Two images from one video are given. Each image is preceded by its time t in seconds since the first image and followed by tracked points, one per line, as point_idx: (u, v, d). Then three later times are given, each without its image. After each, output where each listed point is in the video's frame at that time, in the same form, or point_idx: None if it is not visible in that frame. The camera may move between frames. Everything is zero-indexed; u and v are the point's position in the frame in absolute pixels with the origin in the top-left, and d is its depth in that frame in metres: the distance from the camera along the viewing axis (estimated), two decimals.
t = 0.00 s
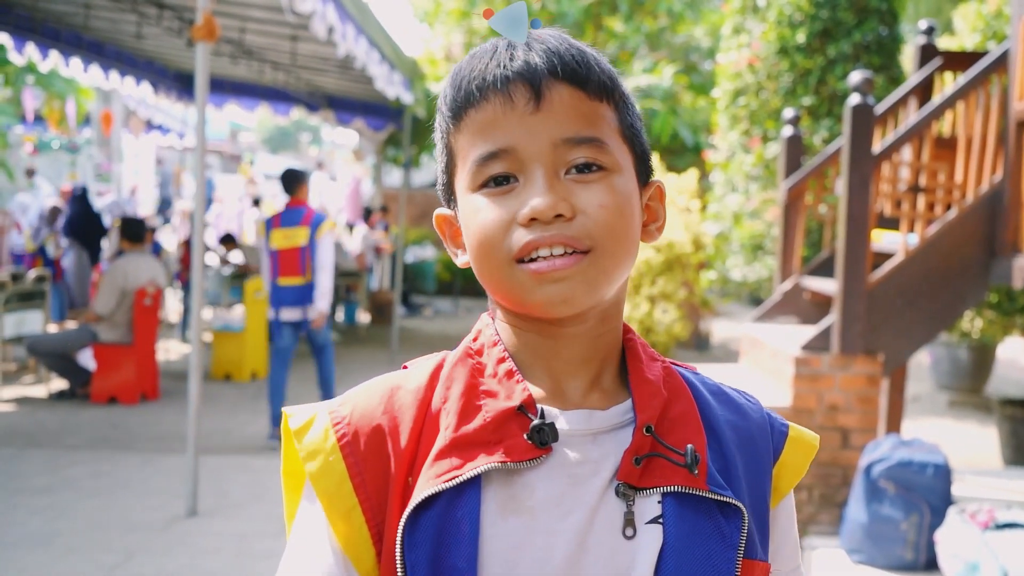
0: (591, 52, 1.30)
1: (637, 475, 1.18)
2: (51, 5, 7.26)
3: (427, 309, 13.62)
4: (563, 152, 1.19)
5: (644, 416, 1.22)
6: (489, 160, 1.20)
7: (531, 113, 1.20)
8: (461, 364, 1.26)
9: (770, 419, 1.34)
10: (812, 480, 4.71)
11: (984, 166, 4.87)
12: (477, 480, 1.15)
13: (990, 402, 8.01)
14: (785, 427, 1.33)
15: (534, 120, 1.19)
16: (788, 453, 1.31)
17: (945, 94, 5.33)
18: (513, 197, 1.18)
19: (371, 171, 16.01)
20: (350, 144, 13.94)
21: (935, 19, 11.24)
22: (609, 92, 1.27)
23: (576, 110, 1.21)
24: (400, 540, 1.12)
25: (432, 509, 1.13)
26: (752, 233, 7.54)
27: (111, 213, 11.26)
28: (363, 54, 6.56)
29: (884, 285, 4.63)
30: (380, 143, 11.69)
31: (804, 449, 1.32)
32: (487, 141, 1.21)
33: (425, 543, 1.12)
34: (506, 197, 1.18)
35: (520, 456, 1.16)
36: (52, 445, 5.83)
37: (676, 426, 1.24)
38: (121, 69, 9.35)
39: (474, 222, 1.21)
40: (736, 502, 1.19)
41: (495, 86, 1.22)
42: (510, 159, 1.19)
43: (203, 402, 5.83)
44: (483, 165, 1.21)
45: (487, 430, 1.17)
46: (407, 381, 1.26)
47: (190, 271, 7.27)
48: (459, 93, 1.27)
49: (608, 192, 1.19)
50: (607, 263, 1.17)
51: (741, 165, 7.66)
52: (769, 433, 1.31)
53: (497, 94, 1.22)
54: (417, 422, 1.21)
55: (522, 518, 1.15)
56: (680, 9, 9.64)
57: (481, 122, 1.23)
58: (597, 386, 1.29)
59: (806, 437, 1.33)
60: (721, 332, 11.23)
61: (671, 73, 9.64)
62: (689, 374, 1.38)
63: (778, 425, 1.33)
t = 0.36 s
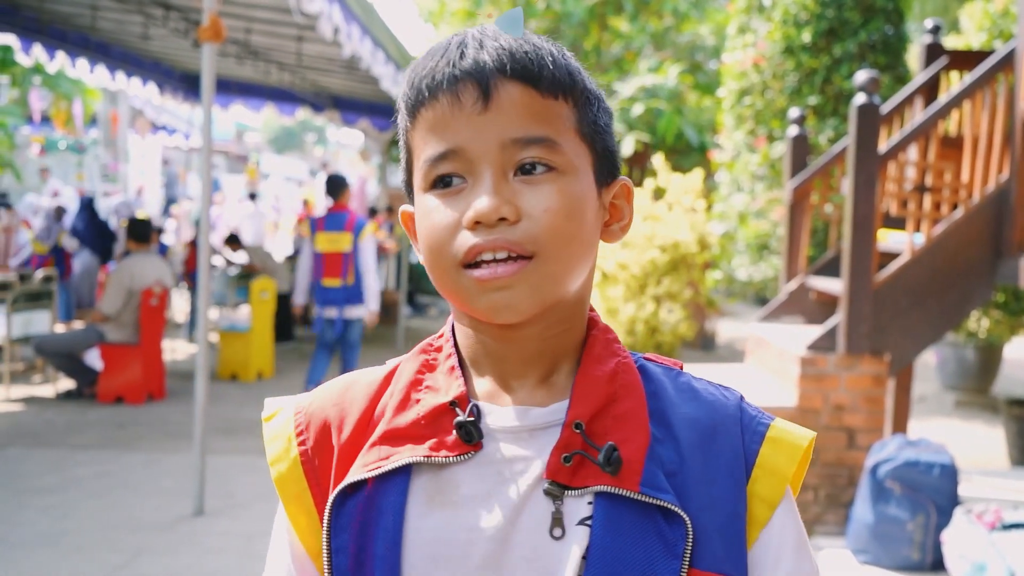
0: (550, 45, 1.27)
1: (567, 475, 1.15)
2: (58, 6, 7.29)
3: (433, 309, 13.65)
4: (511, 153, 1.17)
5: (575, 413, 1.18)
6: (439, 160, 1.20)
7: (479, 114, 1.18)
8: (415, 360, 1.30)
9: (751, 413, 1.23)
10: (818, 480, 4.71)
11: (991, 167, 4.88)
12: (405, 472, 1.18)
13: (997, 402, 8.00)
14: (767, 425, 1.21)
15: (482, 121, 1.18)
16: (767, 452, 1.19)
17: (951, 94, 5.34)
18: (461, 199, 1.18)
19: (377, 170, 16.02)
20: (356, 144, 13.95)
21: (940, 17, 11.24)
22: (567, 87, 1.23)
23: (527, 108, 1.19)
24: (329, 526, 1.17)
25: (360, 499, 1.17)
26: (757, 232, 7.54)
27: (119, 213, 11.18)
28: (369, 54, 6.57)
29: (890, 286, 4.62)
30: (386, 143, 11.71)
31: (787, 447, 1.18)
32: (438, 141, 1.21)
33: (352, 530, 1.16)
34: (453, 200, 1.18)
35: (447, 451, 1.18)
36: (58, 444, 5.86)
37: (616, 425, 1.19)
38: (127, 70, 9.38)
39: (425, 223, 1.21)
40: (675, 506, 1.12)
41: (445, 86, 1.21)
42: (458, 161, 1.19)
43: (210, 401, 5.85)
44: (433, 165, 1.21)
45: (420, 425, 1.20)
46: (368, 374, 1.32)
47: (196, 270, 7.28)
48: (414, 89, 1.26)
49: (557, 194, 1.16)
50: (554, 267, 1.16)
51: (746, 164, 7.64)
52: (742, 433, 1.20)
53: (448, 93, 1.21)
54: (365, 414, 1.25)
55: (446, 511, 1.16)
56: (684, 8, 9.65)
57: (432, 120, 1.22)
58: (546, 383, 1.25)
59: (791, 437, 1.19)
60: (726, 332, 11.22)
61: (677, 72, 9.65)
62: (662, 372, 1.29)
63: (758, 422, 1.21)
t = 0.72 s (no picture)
0: (512, 50, 1.27)
1: (496, 478, 1.19)
2: (69, 7, 7.33)
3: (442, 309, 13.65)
4: (458, 166, 1.20)
5: (505, 415, 1.22)
6: (388, 166, 1.24)
7: (429, 122, 1.21)
8: (371, 364, 1.41)
9: (695, 420, 1.22)
10: (828, 481, 4.70)
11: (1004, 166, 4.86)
12: (348, 472, 1.28)
13: (1008, 403, 7.96)
14: (708, 433, 1.20)
15: (432, 130, 1.20)
16: (702, 463, 1.18)
17: (962, 93, 5.32)
18: (407, 207, 1.21)
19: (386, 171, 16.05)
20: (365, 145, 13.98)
21: (950, 17, 11.21)
22: (524, 97, 1.24)
23: (478, 120, 1.20)
24: (276, 524, 1.26)
25: (305, 497, 1.27)
26: (767, 233, 7.54)
27: (130, 213, 11.23)
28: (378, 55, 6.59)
29: (900, 286, 4.60)
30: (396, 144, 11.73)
31: (723, 459, 1.17)
32: (388, 144, 1.24)
33: (298, 528, 1.26)
34: (399, 207, 1.22)
35: (382, 452, 1.26)
36: (69, 443, 5.89)
37: (547, 430, 1.22)
38: (137, 70, 9.42)
39: (372, 226, 1.25)
40: (596, 514, 1.14)
41: (399, 89, 1.23)
42: (406, 168, 1.22)
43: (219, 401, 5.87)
44: (383, 170, 1.24)
45: (363, 427, 1.30)
46: (332, 381, 1.43)
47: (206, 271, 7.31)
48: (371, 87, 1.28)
49: (500, 210, 1.19)
50: (493, 283, 1.19)
51: (756, 165, 7.62)
52: (678, 441, 1.19)
53: (401, 99, 1.23)
54: (321, 418, 1.36)
55: (381, 512, 1.24)
56: (694, 8, 9.64)
57: (385, 124, 1.25)
58: (491, 385, 1.31)
59: (731, 449, 1.18)
60: (735, 334, 11.16)
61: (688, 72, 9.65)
62: (612, 375, 1.31)
63: (700, 430, 1.20)
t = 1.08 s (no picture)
0: (527, 72, 1.28)
1: (465, 499, 1.19)
2: (79, 11, 7.36)
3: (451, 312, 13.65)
4: (460, 178, 1.19)
5: (472, 434, 1.23)
6: (385, 163, 1.23)
7: (437, 129, 1.20)
8: (336, 379, 1.40)
9: (661, 436, 1.23)
10: (836, 486, 4.67)
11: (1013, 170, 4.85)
12: (316, 492, 1.27)
13: (1018, 407, 7.93)
14: (675, 452, 1.21)
15: (440, 136, 1.20)
16: (667, 483, 1.19)
17: (971, 97, 5.31)
18: (400, 210, 1.21)
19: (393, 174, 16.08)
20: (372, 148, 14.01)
21: (959, 20, 11.20)
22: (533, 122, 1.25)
23: (486, 135, 1.21)
24: (242, 545, 1.26)
25: (273, 518, 1.26)
26: (775, 237, 7.54)
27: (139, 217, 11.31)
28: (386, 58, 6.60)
29: (910, 290, 4.58)
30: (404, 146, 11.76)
31: (688, 480, 1.19)
32: (388, 143, 1.23)
33: (266, 549, 1.25)
34: (392, 209, 1.21)
35: (351, 472, 1.26)
36: (77, 446, 5.90)
37: (515, 448, 1.22)
38: (147, 74, 9.46)
39: (359, 223, 1.24)
40: (568, 537, 1.15)
41: (411, 89, 1.22)
42: (406, 171, 1.21)
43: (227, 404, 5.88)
44: (378, 167, 1.23)
45: (330, 445, 1.29)
46: (295, 396, 1.42)
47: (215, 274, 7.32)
48: (377, 79, 1.27)
49: (497, 229, 1.20)
50: (480, 300, 1.20)
51: (764, 168, 7.62)
52: (645, 459, 1.21)
53: (411, 99, 1.22)
54: (286, 436, 1.35)
55: (352, 533, 1.24)
56: (701, 11, 9.65)
57: (388, 120, 1.24)
58: (460, 400, 1.32)
59: (699, 468, 1.19)
60: (742, 337, 11.14)
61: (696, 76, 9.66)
62: (577, 388, 1.32)
63: (666, 448, 1.22)
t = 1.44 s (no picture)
0: (523, 70, 1.28)
1: (483, 510, 1.19)
2: (88, 15, 7.38)
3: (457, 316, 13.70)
4: (461, 187, 1.19)
5: (490, 444, 1.22)
6: (383, 174, 1.22)
7: (436, 136, 1.20)
8: (338, 390, 1.37)
9: (682, 439, 1.25)
10: (844, 489, 4.65)
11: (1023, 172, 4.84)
12: (324, 510, 1.25)
13: None
14: (697, 454, 1.23)
15: (439, 145, 1.19)
16: (691, 486, 1.22)
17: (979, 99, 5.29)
18: (401, 221, 1.21)
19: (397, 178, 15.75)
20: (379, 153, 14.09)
21: (968, 22, 11.18)
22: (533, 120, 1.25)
23: (487, 140, 1.20)
24: (247, 564, 1.25)
25: (278, 537, 1.25)
26: (783, 240, 7.53)
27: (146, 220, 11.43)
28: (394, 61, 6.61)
29: (918, 293, 4.56)
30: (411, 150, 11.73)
31: (712, 482, 1.21)
32: (386, 153, 1.23)
33: (270, 568, 1.24)
34: (393, 219, 1.21)
35: (359, 489, 1.24)
36: (85, 449, 5.92)
37: (534, 456, 1.23)
38: (155, 78, 9.49)
39: (358, 234, 1.24)
40: (593, 544, 1.16)
41: (408, 96, 1.22)
42: (404, 181, 1.21)
43: (235, 406, 5.88)
44: (377, 178, 1.23)
45: (335, 461, 1.27)
46: (295, 410, 1.40)
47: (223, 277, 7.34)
48: (371, 87, 1.26)
49: (501, 236, 1.20)
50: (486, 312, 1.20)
51: (771, 171, 7.61)
52: (668, 463, 1.23)
53: (408, 108, 1.21)
54: (287, 452, 1.33)
55: (362, 551, 1.23)
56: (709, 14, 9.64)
57: (384, 130, 1.23)
58: (467, 410, 1.31)
59: (721, 470, 1.22)
60: (750, 340, 11.11)
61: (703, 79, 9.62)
62: (593, 395, 1.33)
63: (688, 451, 1.24)
